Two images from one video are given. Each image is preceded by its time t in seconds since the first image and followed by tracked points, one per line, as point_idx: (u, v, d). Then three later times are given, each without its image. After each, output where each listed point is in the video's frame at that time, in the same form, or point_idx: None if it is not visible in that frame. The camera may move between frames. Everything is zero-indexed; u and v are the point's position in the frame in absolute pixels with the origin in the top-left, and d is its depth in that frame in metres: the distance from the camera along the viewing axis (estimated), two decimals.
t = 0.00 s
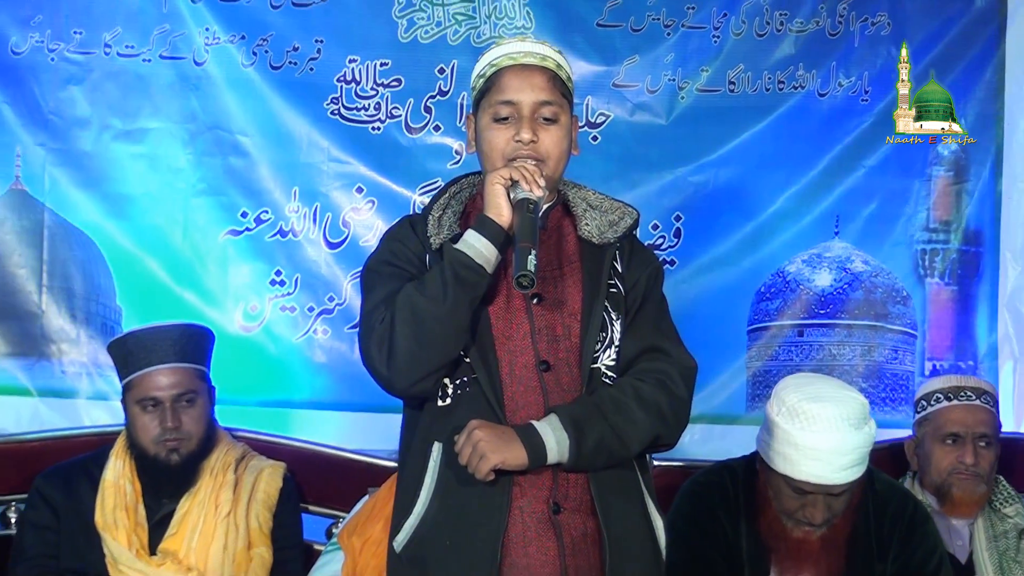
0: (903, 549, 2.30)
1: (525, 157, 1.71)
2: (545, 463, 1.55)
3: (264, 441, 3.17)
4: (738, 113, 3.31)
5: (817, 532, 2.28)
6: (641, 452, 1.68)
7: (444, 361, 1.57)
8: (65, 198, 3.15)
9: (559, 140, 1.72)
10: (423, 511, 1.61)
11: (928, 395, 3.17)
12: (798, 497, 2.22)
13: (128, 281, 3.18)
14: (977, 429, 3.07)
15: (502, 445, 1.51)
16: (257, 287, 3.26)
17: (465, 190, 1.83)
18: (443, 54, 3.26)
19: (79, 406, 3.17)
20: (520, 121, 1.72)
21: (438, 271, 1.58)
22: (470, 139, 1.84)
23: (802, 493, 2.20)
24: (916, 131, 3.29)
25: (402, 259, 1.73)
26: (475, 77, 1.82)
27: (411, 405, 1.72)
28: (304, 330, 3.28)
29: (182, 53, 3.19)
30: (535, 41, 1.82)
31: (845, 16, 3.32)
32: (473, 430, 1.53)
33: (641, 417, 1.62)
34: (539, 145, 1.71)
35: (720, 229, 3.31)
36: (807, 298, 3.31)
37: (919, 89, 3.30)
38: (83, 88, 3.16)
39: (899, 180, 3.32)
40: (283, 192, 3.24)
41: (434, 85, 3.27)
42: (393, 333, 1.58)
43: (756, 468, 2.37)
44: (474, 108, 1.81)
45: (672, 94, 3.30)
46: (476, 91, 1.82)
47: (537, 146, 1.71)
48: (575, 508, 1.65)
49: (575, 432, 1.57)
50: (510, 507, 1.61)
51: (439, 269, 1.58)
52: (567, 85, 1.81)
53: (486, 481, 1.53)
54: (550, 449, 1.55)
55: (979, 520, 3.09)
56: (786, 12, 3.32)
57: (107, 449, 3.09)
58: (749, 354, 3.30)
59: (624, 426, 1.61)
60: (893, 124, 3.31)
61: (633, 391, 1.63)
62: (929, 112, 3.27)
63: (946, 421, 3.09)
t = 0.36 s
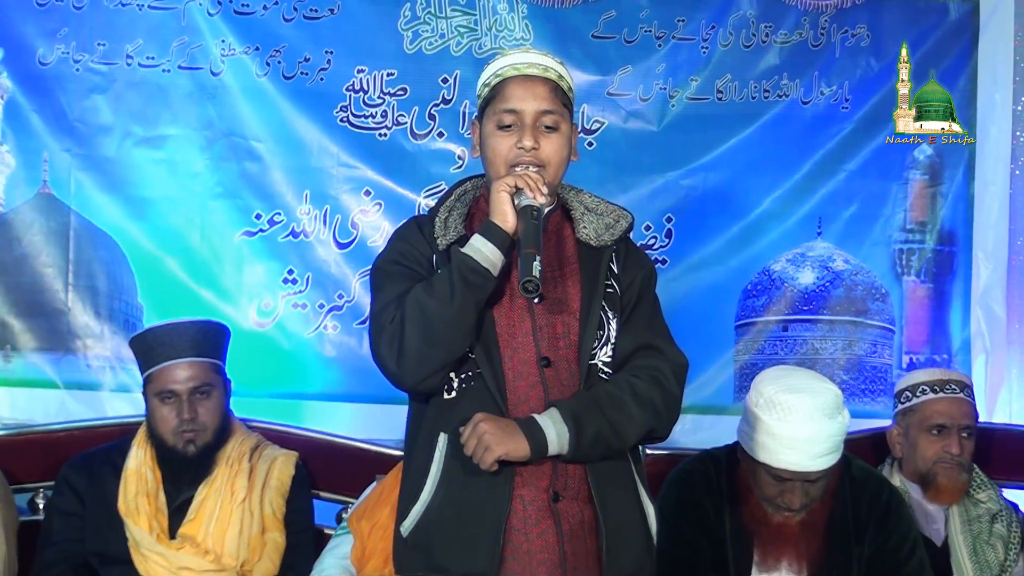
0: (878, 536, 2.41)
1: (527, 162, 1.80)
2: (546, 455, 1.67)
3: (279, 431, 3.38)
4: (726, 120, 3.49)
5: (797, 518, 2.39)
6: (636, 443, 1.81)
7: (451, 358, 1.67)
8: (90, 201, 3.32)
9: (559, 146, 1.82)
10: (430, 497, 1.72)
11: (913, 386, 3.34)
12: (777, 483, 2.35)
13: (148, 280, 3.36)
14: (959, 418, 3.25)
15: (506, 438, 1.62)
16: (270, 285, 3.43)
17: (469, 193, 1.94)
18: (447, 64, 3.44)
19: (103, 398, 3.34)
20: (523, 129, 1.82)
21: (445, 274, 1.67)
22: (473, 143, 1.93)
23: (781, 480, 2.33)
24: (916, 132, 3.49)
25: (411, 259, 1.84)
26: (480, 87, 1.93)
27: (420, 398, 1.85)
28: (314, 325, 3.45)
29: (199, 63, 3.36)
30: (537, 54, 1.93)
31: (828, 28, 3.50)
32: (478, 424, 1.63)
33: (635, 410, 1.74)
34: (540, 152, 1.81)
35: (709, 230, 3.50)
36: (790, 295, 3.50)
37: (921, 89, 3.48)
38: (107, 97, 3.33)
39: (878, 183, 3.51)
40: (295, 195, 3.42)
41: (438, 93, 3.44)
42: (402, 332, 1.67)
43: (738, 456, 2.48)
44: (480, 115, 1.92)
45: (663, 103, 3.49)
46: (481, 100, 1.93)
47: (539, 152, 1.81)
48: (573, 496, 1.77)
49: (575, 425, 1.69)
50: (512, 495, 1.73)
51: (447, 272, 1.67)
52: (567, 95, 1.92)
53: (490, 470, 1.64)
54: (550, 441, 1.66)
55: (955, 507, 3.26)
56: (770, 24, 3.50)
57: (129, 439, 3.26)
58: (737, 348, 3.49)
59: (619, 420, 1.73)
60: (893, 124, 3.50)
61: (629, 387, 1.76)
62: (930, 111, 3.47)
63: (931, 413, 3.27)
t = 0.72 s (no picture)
0: (859, 513, 2.58)
1: (534, 162, 1.84)
2: (546, 437, 1.70)
3: (288, 416, 3.53)
4: (713, 120, 3.68)
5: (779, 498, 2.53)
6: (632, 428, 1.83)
7: (456, 345, 1.70)
8: (110, 197, 3.51)
9: (565, 146, 1.84)
10: (435, 478, 1.73)
11: (891, 372, 3.52)
12: (761, 465, 2.48)
13: (166, 272, 3.54)
14: (935, 402, 3.44)
15: (508, 421, 1.65)
16: (281, 277, 3.62)
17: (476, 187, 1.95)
18: (448, 67, 3.61)
19: (122, 384, 3.53)
20: (531, 129, 1.84)
21: (451, 264, 1.71)
22: (480, 140, 1.95)
23: (763, 462, 2.46)
24: (916, 131, 3.67)
25: (418, 251, 1.86)
26: (488, 87, 1.94)
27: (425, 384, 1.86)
28: (323, 316, 3.63)
29: (213, 67, 3.54)
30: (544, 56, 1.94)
31: (808, 34, 3.70)
32: (481, 408, 1.66)
33: (631, 395, 1.78)
34: (547, 150, 1.84)
35: (698, 225, 3.68)
36: (774, 286, 3.70)
37: (920, 88, 3.66)
38: (126, 99, 3.51)
39: (857, 180, 3.70)
40: (304, 192, 3.60)
41: (439, 95, 3.62)
42: (410, 319, 1.71)
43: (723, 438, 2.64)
44: (488, 113, 1.93)
45: (653, 104, 3.68)
46: (490, 98, 1.93)
47: (545, 151, 1.83)
48: (571, 477, 1.80)
49: (573, 409, 1.71)
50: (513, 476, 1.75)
51: (452, 263, 1.71)
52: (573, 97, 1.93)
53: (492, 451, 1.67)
54: (550, 424, 1.69)
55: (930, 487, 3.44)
56: (755, 29, 3.69)
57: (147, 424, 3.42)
58: (724, 336, 3.69)
59: (617, 406, 1.77)
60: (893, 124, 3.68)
61: (626, 373, 1.80)
62: (930, 111, 3.62)
63: (909, 397, 3.44)
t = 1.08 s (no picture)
0: (837, 497, 2.78)
1: (538, 163, 1.87)
2: (551, 426, 1.76)
3: (297, 401, 3.69)
4: (701, 121, 3.87)
5: (765, 479, 2.71)
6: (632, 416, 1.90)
7: (465, 338, 1.75)
8: (129, 194, 3.69)
9: (569, 149, 1.88)
10: (443, 463, 1.80)
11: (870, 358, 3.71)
12: (748, 448, 2.64)
13: (181, 265, 3.73)
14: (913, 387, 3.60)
15: (515, 411, 1.71)
16: (290, 270, 3.80)
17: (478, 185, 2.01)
18: (448, 71, 3.80)
19: (140, 371, 3.71)
20: (537, 132, 1.88)
21: (461, 263, 1.75)
22: (486, 140, 1.98)
23: (751, 446, 2.63)
24: (916, 131, 3.84)
25: (427, 248, 1.92)
26: (493, 90, 1.96)
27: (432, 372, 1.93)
28: (330, 306, 3.82)
29: (226, 71, 3.73)
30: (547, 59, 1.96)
31: (791, 39, 3.88)
32: (490, 398, 1.72)
33: (632, 386, 1.83)
34: (551, 152, 1.86)
35: (687, 219, 3.88)
36: (760, 278, 3.90)
37: (918, 89, 3.83)
38: (143, 101, 3.69)
39: (838, 177, 3.89)
40: (312, 189, 3.78)
41: (440, 97, 3.80)
42: (421, 313, 1.76)
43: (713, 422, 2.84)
44: (493, 115, 1.96)
45: (645, 105, 3.87)
46: (495, 101, 1.96)
47: (550, 153, 1.87)
48: (575, 463, 1.87)
49: (578, 399, 1.77)
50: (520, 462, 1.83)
51: (462, 261, 1.75)
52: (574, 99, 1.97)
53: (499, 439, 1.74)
54: (555, 414, 1.75)
55: (906, 468, 3.58)
56: (740, 34, 3.88)
57: (164, 410, 3.57)
58: (711, 326, 3.88)
59: (618, 395, 1.82)
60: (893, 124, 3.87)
61: (626, 364, 1.84)
62: (929, 111, 3.79)
63: (884, 382, 3.65)
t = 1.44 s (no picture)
0: (822, 476, 2.95)
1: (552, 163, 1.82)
2: (564, 409, 1.72)
3: (303, 387, 3.86)
4: (689, 120, 4.05)
5: (755, 460, 2.85)
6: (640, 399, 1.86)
7: (481, 324, 1.73)
8: (143, 191, 3.89)
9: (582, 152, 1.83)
10: (458, 443, 1.74)
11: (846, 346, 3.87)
12: (741, 431, 2.77)
13: (192, 259, 3.93)
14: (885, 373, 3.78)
15: (530, 394, 1.68)
16: (296, 263, 3.99)
17: (493, 176, 1.95)
18: (447, 73, 3.98)
19: (155, 359, 3.91)
20: (552, 132, 1.82)
21: (480, 251, 1.71)
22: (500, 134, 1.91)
23: (743, 429, 2.76)
24: (916, 131, 4.02)
25: (444, 235, 1.88)
26: (508, 91, 1.90)
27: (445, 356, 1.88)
28: (334, 297, 4.00)
29: (235, 74, 3.92)
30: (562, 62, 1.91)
31: (774, 42, 4.05)
32: (506, 381, 1.69)
33: (641, 373, 1.81)
34: (565, 151, 1.83)
35: (676, 214, 4.07)
36: (745, 270, 4.08)
37: (919, 88, 4.01)
38: (157, 102, 3.89)
39: (819, 174, 4.07)
40: (317, 185, 3.97)
41: (439, 98, 3.99)
42: (441, 297, 1.73)
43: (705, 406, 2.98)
44: (508, 113, 1.89)
45: (635, 106, 4.05)
46: (510, 100, 1.90)
47: (564, 153, 1.82)
48: (584, 444, 1.82)
49: (591, 385, 1.74)
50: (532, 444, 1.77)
51: (481, 249, 1.71)
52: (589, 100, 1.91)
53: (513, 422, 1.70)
54: (568, 399, 1.72)
55: (882, 449, 3.69)
56: (726, 38, 4.05)
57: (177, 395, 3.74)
58: (699, 316, 4.07)
59: (629, 381, 1.79)
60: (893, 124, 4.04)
61: (636, 353, 1.82)
62: (930, 111, 3.97)
63: (860, 368, 3.80)
